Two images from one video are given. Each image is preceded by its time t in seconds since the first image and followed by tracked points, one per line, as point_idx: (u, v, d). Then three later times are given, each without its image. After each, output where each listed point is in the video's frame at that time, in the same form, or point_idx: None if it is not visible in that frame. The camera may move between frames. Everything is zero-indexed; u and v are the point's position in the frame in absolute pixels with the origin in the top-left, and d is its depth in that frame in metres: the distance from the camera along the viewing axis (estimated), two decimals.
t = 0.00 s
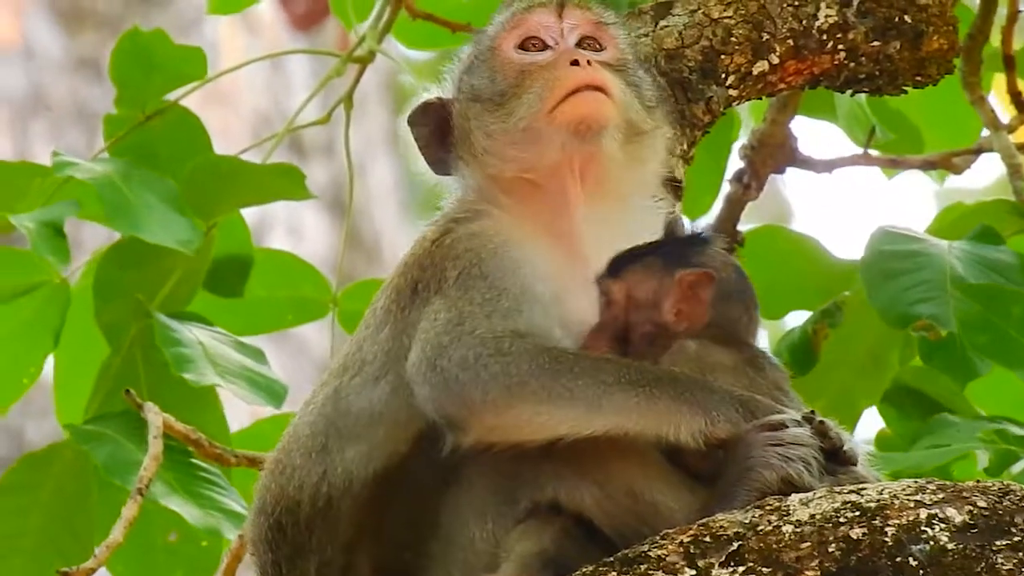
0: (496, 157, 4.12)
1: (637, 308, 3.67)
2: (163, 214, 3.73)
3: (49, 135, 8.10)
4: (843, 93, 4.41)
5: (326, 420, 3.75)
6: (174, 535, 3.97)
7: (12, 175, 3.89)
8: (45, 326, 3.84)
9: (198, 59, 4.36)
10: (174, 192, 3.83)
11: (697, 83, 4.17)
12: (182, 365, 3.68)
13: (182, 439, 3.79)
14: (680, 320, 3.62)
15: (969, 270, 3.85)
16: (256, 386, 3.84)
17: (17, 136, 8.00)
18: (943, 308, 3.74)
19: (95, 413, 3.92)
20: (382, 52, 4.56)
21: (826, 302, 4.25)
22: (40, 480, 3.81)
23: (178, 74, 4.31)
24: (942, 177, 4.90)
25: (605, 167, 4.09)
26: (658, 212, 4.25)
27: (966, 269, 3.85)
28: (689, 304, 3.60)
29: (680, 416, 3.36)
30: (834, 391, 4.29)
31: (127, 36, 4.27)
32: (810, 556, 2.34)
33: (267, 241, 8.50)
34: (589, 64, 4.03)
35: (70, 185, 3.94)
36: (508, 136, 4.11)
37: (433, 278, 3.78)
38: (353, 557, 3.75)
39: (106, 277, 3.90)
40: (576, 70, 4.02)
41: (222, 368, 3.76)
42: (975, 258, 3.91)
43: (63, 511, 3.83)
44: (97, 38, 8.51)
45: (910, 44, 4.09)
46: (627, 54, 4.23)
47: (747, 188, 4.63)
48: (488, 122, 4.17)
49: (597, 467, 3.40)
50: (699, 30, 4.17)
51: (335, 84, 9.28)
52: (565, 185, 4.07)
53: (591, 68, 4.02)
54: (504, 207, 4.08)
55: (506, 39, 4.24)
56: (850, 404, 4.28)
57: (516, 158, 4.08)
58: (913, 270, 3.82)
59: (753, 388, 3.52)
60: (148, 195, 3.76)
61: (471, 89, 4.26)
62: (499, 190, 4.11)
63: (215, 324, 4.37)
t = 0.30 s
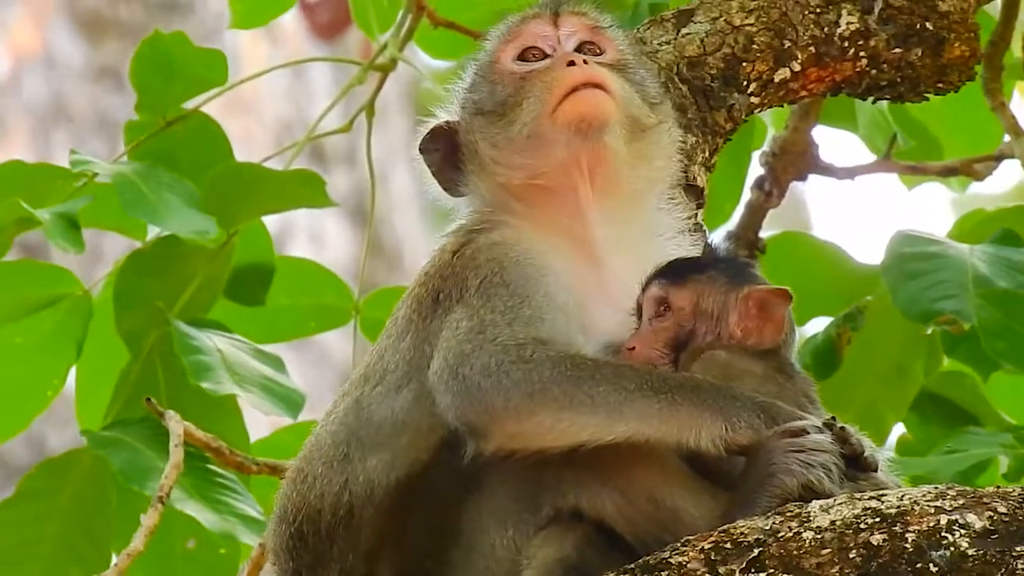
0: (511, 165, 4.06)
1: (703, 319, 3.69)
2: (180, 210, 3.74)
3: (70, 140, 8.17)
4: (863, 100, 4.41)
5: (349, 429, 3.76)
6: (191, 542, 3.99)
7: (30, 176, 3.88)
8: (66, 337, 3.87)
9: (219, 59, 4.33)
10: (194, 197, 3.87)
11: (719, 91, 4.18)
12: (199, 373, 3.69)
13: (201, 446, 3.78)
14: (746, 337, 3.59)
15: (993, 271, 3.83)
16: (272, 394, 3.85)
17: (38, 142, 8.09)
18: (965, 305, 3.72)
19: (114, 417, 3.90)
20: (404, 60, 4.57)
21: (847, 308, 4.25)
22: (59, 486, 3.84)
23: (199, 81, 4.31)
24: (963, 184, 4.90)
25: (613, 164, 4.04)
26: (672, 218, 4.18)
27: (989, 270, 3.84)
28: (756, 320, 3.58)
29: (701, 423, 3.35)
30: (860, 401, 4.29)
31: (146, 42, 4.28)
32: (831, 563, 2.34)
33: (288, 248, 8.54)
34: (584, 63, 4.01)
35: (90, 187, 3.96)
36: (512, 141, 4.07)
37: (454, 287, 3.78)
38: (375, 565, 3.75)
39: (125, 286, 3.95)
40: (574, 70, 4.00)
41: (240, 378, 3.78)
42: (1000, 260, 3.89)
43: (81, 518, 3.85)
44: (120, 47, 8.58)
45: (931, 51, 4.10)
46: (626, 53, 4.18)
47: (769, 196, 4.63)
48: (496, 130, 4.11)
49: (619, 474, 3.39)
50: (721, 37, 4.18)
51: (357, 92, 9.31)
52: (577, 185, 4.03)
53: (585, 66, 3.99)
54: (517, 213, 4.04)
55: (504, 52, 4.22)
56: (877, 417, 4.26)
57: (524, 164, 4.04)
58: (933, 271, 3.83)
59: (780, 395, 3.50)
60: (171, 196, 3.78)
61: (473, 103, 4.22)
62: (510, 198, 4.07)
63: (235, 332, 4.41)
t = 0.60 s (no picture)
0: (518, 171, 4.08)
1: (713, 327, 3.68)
2: (194, 226, 3.76)
3: (81, 143, 8.17)
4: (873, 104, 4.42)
5: (359, 433, 3.76)
6: (207, 547, 3.99)
7: (41, 183, 3.90)
8: (77, 337, 3.89)
9: (231, 64, 4.32)
10: (204, 202, 3.86)
11: (730, 95, 4.17)
12: (213, 371, 3.70)
13: (212, 448, 3.80)
14: (756, 346, 3.60)
15: (1004, 275, 3.84)
16: (290, 392, 3.87)
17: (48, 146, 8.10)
18: (975, 310, 3.72)
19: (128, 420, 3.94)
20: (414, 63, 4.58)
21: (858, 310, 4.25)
22: (72, 489, 3.85)
23: (209, 85, 4.32)
24: (974, 188, 4.90)
25: (618, 166, 4.06)
26: (680, 220, 4.15)
27: (998, 274, 3.85)
28: (766, 329, 3.59)
29: (711, 427, 3.36)
30: (866, 405, 4.25)
31: (159, 44, 4.28)
32: (841, 567, 2.34)
33: (299, 250, 8.54)
34: (584, 64, 4.05)
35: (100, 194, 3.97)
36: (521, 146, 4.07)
37: (464, 292, 3.79)
38: (384, 567, 3.75)
39: (136, 290, 3.92)
40: (576, 73, 4.03)
41: (253, 374, 3.79)
42: (1009, 265, 3.90)
43: (95, 522, 3.87)
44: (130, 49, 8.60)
45: (942, 55, 4.13)
46: (628, 55, 4.21)
47: (779, 200, 4.64)
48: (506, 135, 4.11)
49: (628, 478, 3.40)
50: (732, 41, 4.18)
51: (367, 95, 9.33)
52: (582, 187, 4.04)
53: (585, 67, 4.03)
54: (524, 217, 4.04)
55: (505, 58, 4.25)
56: (883, 418, 4.23)
57: (529, 167, 4.05)
58: (945, 276, 3.81)
59: (789, 399, 3.55)
60: (180, 206, 3.79)
61: (475, 110, 4.24)
62: (516, 202, 4.07)
63: (250, 333, 4.42)
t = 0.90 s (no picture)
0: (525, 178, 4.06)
1: (668, 333, 3.65)
2: (204, 230, 3.77)
3: (88, 141, 8.20)
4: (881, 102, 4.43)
5: (365, 432, 3.79)
6: (218, 546, 4.00)
7: (49, 184, 3.89)
8: (85, 335, 3.89)
9: (237, 64, 4.34)
10: (211, 205, 3.88)
11: (737, 93, 4.15)
12: (219, 377, 3.70)
13: (218, 447, 3.80)
14: (715, 337, 3.65)
15: (1011, 273, 3.84)
16: (297, 398, 3.88)
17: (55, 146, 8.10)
18: (982, 310, 3.73)
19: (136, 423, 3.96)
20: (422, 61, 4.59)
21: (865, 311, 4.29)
22: (83, 490, 3.86)
23: (217, 84, 4.33)
24: (982, 187, 4.90)
25: (625, 175, 4.03)
26: (686, 216, 4.16)
27: (1007, 273, 3.84)
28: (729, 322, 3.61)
29: (717, 425, 3.37)
30: (872, 404, 4.26)
31: (167, 45, 4.29)
32: (847, 565, 2.35)
33: (306, 248, 8.54)
34: (588, 74, 4.01)
35: (107, 197, 4.00)
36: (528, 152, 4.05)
37: (470, 292, 3.80)
38: (391, 566, 3.76)
39: (145, 288, 3.95)
40: (581, 87, 3.99)
41: (265, 384, 3.80)
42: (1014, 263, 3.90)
43: (105, 522, 3.88)
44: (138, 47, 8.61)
45: (950, 54, 4.15)
46: (635, 52, 4.19)
47: (785, 199, 4.64)
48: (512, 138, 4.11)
49: (635, 477, 3.41)
50: (739, 40, 4.17)
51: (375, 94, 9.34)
52: (588, 202, 4.02)
53: (589, 78, 3.99)
54: (530, 217, 4.06)
55: (510, 60, 4.22)
56: (890, 418, 4.24)
57: (532, 177, 4.04)
58: (952, 277, 3.81)
59: (790, 398, 3.56)
60: (189, 207, 3.80)
61: (480, 114, 4.23)
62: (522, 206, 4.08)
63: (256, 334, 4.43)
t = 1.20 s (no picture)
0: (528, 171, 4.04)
1: (675, 326, 3.70)
2: (208, 222, 3.77)
3: (91, 137, 8.20)
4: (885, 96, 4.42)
5: (370, 426, 3.80)
6: (213, 539, 4.01)
7: (52, 180, 3.92)
8: (88, 330, 3.91)
9: (240, 60, 4.30)
10: (216, 199, 3.88)
11: (740, 88, 4.17)
12: (220, 377, 3.71)
13: (224, 443, 3.81)
14: (721, 332, 3.68)
15: (1015, 264, 3.84)
16: (297, 400, 3.88)
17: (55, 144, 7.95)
18: (987, 296, 3.73)
19: (136, 417, 3.95)
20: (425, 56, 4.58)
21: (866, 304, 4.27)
22: (81, 485, 3.87)
23: (221, 78, 4.29)
24: (984, 180, 4.90)
25: (629, 172, 4.03)
26: (692, 212, 4.16)
27: (1010, 262, 3.84)
28: (731, 319, 3.64)
29: (722, 420, 3.39)
30: (879, 400, 4.25)
31: (170, 40, 4.25)
32: (853, 559, 2.35)
33: (310, 244, 8.53)
34: (592, 72, 3.98)
35: (114, 189, 3.97)
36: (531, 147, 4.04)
37: (475, 286, 3.81)
38: (396, 561, 3.76)
39: (147, 283, 3.95)
40: (583, 88, 3.97)
41: (264, 382, 3.79)
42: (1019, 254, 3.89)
43: (105, 517, 3.89)
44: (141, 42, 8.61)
45: (953, 48, 4.15)
46: (644, 47, 4.17)
47: (790, 192, 4.64)
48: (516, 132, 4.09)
49: (640, 471, 3.42)
50: (743, 34, 4.18)
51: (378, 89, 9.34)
52: (596, 199, 4.02)
53: (593, 76, 3.97)
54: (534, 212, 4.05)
55: (517, 55, 4.18)
56: (896, 414, 4.22)
57: (536, 175, 4.03)
58: (953, 265, 3.81)
59: (794, 391, 3.56)
60: (191, 199, 3.81)
61: (485, 111, 4.23)
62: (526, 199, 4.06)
63: (257, 330, 4.43)
